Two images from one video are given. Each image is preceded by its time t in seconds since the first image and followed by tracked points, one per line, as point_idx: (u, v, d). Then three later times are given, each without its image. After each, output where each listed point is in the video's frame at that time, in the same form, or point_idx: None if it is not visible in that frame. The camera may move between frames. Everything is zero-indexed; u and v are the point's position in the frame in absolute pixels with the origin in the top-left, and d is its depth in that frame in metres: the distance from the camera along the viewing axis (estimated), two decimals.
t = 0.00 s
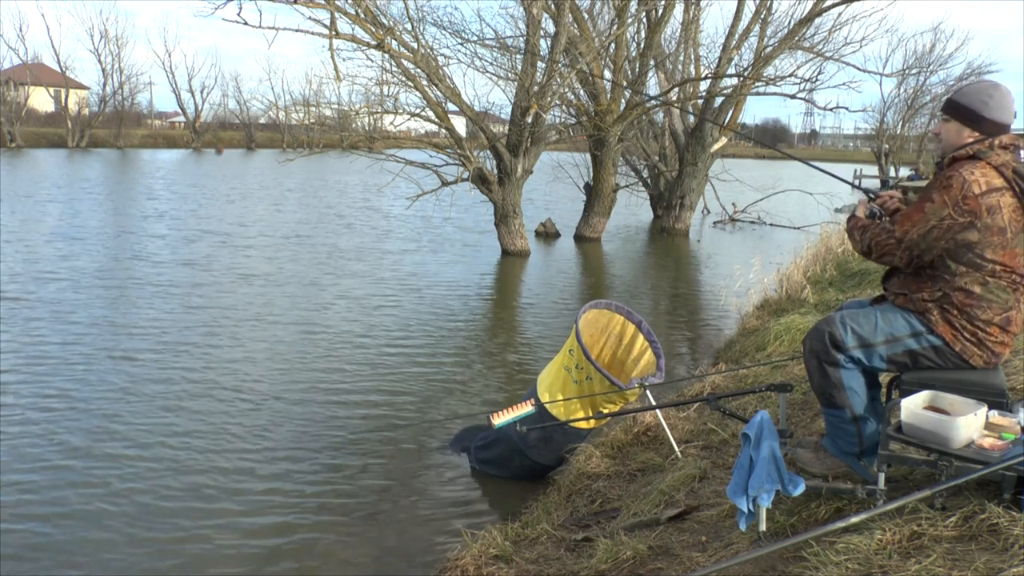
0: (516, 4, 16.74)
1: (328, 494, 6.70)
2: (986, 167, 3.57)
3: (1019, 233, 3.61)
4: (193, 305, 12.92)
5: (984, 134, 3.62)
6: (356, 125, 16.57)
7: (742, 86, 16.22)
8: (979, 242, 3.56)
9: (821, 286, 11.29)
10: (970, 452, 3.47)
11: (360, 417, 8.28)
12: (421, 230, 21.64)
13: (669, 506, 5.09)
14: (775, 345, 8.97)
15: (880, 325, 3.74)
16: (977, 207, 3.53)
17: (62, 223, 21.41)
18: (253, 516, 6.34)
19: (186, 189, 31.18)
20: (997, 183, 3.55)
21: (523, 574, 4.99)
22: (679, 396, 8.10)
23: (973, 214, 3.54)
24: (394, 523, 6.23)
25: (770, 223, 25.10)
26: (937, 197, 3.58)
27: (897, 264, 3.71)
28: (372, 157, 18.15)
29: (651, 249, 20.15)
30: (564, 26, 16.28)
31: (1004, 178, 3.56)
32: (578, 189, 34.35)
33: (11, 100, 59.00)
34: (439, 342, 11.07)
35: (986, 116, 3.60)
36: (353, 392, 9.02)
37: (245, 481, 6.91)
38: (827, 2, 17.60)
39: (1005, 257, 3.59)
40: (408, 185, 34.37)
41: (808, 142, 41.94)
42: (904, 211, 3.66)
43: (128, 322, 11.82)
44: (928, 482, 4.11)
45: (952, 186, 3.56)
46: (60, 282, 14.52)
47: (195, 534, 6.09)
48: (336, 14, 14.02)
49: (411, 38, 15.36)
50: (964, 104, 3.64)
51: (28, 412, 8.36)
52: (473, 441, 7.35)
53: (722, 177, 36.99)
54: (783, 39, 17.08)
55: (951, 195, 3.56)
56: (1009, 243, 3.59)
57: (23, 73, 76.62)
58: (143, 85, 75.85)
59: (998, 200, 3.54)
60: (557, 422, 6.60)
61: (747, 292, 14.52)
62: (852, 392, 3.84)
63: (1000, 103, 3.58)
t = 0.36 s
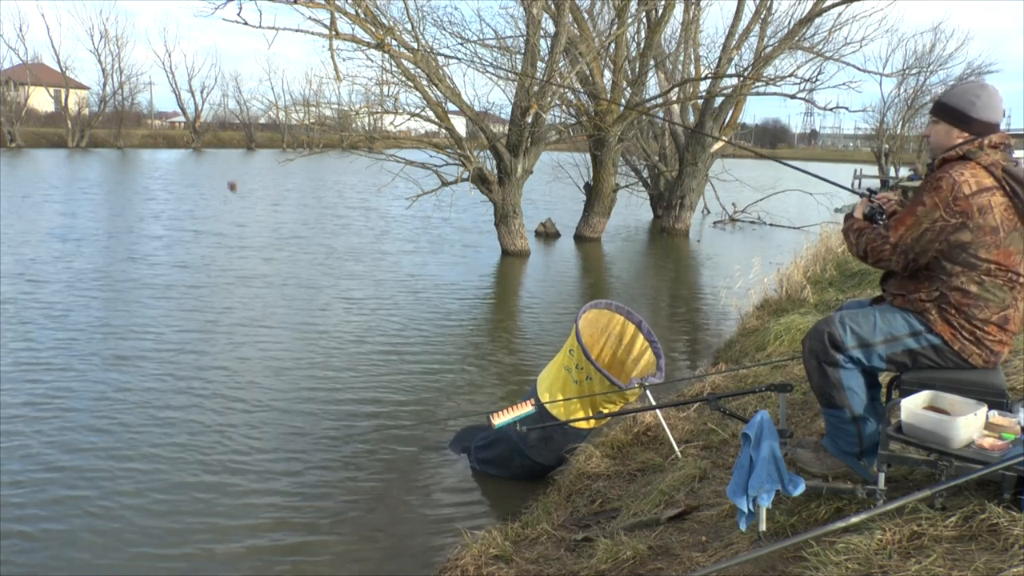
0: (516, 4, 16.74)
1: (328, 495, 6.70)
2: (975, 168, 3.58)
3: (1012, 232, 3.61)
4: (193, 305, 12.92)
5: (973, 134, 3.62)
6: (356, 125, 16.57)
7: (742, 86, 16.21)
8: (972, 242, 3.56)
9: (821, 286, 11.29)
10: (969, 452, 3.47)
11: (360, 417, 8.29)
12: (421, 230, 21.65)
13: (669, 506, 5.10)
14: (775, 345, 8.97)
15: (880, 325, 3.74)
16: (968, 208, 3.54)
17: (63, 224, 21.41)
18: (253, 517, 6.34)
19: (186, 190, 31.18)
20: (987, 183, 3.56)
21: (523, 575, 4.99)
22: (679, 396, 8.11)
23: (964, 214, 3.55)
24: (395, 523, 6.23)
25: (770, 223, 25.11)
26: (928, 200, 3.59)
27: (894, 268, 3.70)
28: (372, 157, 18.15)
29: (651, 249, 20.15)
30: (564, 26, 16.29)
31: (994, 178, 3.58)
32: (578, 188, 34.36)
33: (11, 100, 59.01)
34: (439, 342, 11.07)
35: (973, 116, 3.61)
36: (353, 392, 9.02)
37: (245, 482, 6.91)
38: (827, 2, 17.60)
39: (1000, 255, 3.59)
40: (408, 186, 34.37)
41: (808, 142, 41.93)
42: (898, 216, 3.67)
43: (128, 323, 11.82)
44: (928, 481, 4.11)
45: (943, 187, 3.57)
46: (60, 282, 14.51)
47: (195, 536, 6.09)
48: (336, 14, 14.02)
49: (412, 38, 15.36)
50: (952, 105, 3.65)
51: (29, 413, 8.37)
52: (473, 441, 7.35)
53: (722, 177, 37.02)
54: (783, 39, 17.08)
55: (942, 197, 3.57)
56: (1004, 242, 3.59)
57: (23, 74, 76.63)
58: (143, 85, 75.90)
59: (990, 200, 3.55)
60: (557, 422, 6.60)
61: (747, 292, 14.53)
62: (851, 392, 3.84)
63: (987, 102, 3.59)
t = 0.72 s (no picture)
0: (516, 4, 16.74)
1: (328, 494, 6.70)
2: (970, 168, 3.58)
3: (1009, 231, 3.61)
4: (193, 305, 12.92)
5: (967, 135, 3.62)
6: (356, 125, 16.57)
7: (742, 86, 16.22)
8: (968, 241, 3.57)
9: (821, 286, 11.29)
10: (969, 452, 3.47)
11: (360, 417, 8.28)
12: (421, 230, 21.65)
13: (669, 506, 5.10)
14: (775, 345, 8.97)
15: (880, 325, 3.74)
16: (963, 207, 3.55)
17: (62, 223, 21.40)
18: (253, 516, 6.34)
19: (186, 190, 31.15)
20: (982, 182, 3.56)
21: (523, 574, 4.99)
22: (679, 396, 8.11)
23: (959, 214, 3.55)
24: (394, 523, 6.23)
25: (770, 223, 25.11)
26: (923, 200, 3.59)
27: (889, 267, 3.72)
28: (372, 156, 18.15)
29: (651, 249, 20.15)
30: (564, 26, 16.30)
31: (989, 178, 3.58)
32: (578, 188, 34.37)
33: (11, 100, 59.00)
34: (438, 342, 11.07)
35: (964, 117, 3.62)
36: (353, 392, 9.02)
37: (245, 481, 6.91)
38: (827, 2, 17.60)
39: (997, 254, 3.59)
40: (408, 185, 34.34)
41: (808, 142, 41.93)
42: (893, 216, 3.68)
43: (128, 322, 11.81)
44: (928, 482, 4.11)
45: (937, 187, 3.57)
46: (60, 281, 14.50)
47: (195, 534, 6.09)
48: (336, 14, 14.02)
49: (412, 38, 15.36)
50: (942, 108, 3.66)
51: (28, 412, 8.36)
52: (473, 441, 7.35)
53: (722, 177, 37.05)
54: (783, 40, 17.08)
55: (936, 197, 3.57)
56: (1000, 241, 3.59)
57: (23, 74, 76.62)
58: (144, 85, 75.94)
59: (984, 199, 3.55)
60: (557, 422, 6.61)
61: (746, 292, 14.53)
62: (852, 392, 3.84)
63: (978, 102, 3.60)
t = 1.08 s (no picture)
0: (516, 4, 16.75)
1: (329, 495, 6.70)
2: (969, 168, 3.59)
3: (1009, 230, 3.61)
4: (194, 305, 12.93)
5: (965, 135, 3.65)
6: (356, 125, 16.57)
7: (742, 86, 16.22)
8: (967, 242, 3.57)
9: (821, 286, 11.30)
10: (969, 452, 3.47)
11: (360, 417, 8.29)
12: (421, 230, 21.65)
13: (669, 506, 5.10)
14: (775, 344, 8.98)
15: (878, 324, 3.74)
16: (961, 208, 3.55)
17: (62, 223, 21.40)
18: (254, 516, 6.35)
19: (186, 190, 31.16)
20: (981, 183, 3.57)
21: (523, 574, 4.99)
22: (679, 396, 8.11)
23: (958, 214, 3.55)
24: (395, 523, 6.24)
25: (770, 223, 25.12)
26: (924, 201, 3.60)
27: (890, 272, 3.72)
28: (372, 156, 18.15)
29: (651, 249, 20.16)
30: (564, 26, 16.30)
31: (988, 177, 3.58)
32: (578, 188, 34.37)
33: (11, 100, 59.01)
34: (438, 342, 11.07)
35: (961, 117, 3.64)
36: (353, 392, 9.02)
37: (246, 482, 6.92)
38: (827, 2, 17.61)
39: (996, 254, 3.59)
40: (408, 185, 34.32)
41: (808, 142, 42.00)
42: (893, 219, 3.69)
43: (128, 323, 11.82)
44: (928, 482, 4.11)
45: (937, 187, 3.58)
46: (60, 282, 14.51)
47: (196, 535, 6.09)
48: (336, 14, 14.02)
49: (412, 38, 15.36)
50: (938, 109, 3.69)
51: (29, 413, 8.37)
52: (473, 442, 7.35)
53: (722, 178, 37.09)
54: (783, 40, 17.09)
55: (936, 198, 3.57)
56: (1000, 241, 3.59)
57: (23, 73, 76.65)
58: (144, 85, 76.01)
59: (983, 200, 3.56)
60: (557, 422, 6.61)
61: (746, 292, 14.54)
62: (850, 391, 3.84)
63: (972, 102, 3.63)
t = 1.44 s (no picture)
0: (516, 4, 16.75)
1: (328, 495, 6.70)
2: (996, 165, 3.55)
3: None
4: (194, 306, 12.94)
5: (984, 135, 3.61)
6: (356, 125, 16.57)
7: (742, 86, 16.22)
8: (986, 240, 3.55)
9: (821, 286, 11.30)
10: (970, 452, 3.47)
11: (360, 418, 8.29)
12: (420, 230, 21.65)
13: (669, 506, 5.10)
14: (775, 344, 8.97)
15: (881, 326, 3.73)
16: (983, 204, 3.51)
17: (63, 223, 21.43)
18: (254, 517, 6.35)
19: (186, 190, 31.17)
20: (1006, 182, 3.53)
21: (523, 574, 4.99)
22: (679, 396, 8.11)
23: (980, 210, 3.52)
24: (394, 523, 6.24)
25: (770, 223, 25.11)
26: (945, 184, 3.54)
27: (884, 230, 3.66)
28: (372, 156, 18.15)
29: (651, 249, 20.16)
30: (564, 26, 16.31)
31: (1012, 178, 3.55)
32: (578, 188, 34.38)
33: (11, 100, 59.01)
34: (439, 343, 11.07)
35: (983, 116, 3.60)
36: (352, 392, 9.02)
37: (246, 482, 6.93)
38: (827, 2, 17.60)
39: (1012, 256, 3.59)
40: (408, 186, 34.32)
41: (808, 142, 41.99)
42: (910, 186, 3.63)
43: (128, 323, 11.83)
44: (928, 482, 4.11)
45: (962, 177, 3.52)
46: (60, 283, 14.51)
47: (195, 535, 6.10)
48: (336, 14, 14.03)
49: (411, 38, 15.36)
50: (961, 106, 3.64)
51: (29, 414, 8.38)
52: (473, 442, 7.35)
53: (722, 178, 37.08)
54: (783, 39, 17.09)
55: (959, 187, 3.52)
56: (1016, 243, 3.58)
57: (24, 73, 76.67)
58: (144, 85, 76.05)
59: (1005, 199, 3.53)
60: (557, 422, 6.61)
61: (746, 292, 14.54)
62: (851, 392, 3.84)
63: (996, 103, 3.59)
